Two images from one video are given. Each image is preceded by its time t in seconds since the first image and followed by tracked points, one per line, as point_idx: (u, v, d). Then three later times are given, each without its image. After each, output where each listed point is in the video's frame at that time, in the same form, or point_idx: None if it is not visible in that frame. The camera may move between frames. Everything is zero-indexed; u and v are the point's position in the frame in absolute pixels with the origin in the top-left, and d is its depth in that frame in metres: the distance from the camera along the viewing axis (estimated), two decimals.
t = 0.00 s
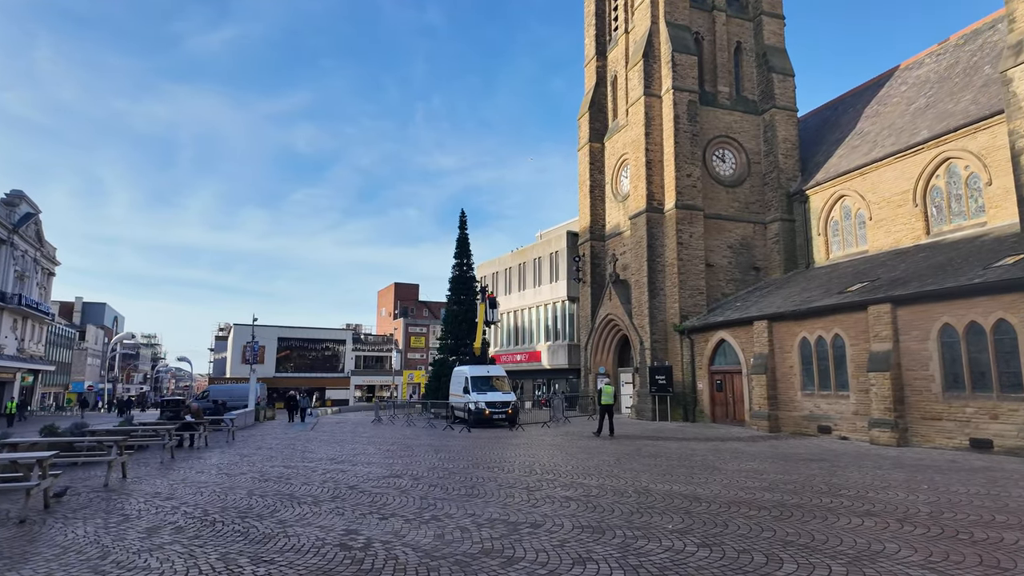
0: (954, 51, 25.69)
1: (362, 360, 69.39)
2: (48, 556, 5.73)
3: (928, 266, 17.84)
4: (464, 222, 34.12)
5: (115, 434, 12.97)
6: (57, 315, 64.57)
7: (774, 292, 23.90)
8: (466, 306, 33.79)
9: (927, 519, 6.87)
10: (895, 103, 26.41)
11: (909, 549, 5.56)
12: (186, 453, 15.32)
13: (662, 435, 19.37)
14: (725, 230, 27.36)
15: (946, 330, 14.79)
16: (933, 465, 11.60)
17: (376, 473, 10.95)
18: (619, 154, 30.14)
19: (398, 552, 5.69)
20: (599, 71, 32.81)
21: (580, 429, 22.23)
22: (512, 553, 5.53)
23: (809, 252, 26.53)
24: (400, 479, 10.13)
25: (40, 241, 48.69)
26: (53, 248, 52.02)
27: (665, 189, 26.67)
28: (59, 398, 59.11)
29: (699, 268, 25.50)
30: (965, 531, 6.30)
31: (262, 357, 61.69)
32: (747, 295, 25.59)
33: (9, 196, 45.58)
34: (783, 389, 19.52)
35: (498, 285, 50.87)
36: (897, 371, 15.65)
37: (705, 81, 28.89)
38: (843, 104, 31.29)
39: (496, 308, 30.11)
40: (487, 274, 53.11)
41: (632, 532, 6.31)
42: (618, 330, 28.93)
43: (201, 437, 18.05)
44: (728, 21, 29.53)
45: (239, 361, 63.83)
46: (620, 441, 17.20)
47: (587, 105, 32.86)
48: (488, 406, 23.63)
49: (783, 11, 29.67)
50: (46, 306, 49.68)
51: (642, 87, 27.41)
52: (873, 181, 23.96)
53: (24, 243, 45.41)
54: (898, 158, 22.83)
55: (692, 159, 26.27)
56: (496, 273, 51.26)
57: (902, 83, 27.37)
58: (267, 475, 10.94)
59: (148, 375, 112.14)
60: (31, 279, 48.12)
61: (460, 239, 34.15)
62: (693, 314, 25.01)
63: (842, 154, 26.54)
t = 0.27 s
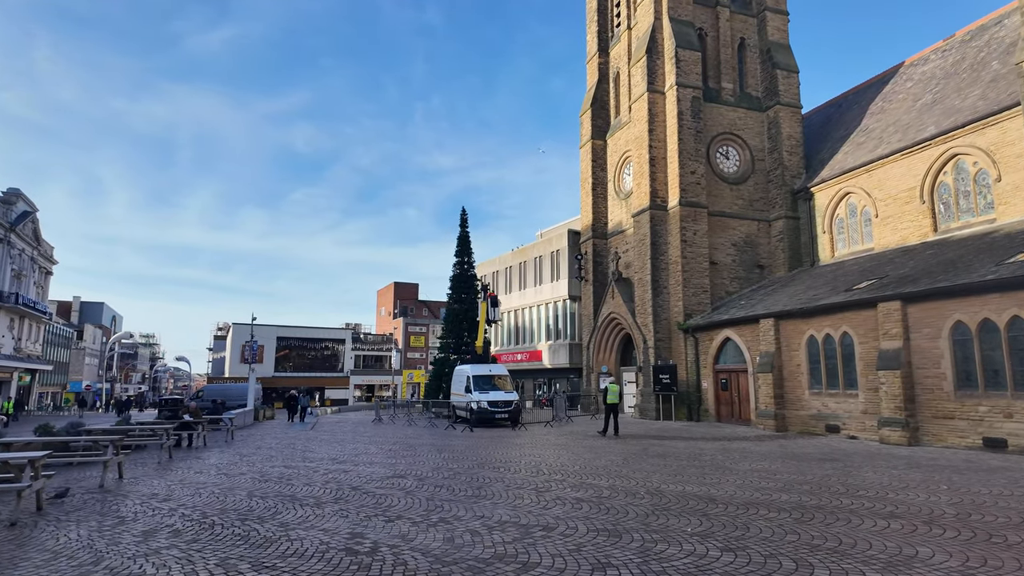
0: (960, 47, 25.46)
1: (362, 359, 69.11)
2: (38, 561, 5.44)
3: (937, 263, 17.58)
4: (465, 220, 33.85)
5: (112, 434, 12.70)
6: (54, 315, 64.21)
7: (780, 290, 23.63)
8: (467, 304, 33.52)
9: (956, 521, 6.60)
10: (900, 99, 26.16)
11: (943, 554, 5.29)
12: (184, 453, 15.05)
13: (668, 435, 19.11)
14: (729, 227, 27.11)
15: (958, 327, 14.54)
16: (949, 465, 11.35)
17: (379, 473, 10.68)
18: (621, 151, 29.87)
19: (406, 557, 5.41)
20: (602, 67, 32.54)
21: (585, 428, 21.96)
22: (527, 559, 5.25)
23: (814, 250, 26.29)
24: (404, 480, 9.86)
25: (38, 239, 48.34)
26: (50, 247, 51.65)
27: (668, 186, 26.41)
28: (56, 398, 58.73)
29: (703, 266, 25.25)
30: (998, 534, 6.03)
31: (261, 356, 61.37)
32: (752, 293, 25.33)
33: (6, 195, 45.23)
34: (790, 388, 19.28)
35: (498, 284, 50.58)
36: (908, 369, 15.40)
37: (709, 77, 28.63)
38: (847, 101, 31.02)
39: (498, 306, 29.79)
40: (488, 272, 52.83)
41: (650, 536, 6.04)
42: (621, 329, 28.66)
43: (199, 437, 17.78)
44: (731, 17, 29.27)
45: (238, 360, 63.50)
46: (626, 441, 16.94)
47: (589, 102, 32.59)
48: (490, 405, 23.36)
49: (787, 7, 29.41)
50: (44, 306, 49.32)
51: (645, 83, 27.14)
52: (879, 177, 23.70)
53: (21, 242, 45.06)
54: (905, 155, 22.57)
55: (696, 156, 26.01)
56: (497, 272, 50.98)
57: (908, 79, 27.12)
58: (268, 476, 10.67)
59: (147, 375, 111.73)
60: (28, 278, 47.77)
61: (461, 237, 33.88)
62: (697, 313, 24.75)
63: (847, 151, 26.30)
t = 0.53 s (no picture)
0: (967, 44, 25.22)
1: (362, 359, 68.84)
2: (31, 571, 5.18)
3: (948, 261, 17.33)
4: (467, 219, 33.58)
5: (110, 436, 12.44)
6: (53, 314, 63.95)
7: (786, 290, 23.38)
8: (469, 304, 33.26)
9: (987, 528, 6.34)
10: (907, 97, 25.91)
11: (982, 565, 5.04)
12: (184, 454, 14.84)
13: (674, 436, 18.83)
14: (734, 226, 26.86)
15: (971, 327, 14.30)
16: (966, 467, 11.10)
17: (384, 476, 10.42)
18: (625, 149, 29.63)
19: (418, 567, 5.15)
20: (605, 65, 32.29)
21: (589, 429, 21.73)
22: (545, 569, 5.01)
23: (820, 249, 26.04)
24: (410, 483, 9.60)
25: (36, 239, 48.04)
26: (49, 246, 51.46)
27: (673, 184, 26.17)
28: (55, 398, 58.46)
29: (708, 265, 25.00)
30: None
31: (260, 356, 61.12)
32: (757, 293, 25.08)
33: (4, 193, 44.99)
34: (798, 388, 19.04)
35: (499, 284, 50.34)
36: (920, 369, 15.16)
37: (713, 75, 28.38)
38: (852, 99, 30.76)
39: (501, 306, 29.53)
40: (489, 272, 52.58)
41: (671, 544, 5.79)
42: (624, 329, 28.41)
43: (199, 438, 17.55)
44: (735, 14, 29.02)
45: (238, 360, 63.24)
46: (632, 442, 16.71)
47: (591, 100, 32.35)
48: (493, 406, 23.10)
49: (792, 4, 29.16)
50: (42, 305, 49.05)
51: (650, 80, 26.89)
52: (886, 175, 23.45)
53: (20, 241, 44.80)
54: (912, 152, 22.33)
55: (701, 154, 25.76)
56: (498, 272, 50.73)
57: (914, 77, 26.87)
58: (270, 479, 10.40)
59: (146, 374, 111.55)
60: (26, 278, 47.47)
61: (463, 236, 33.62)
62: (702, 312, 24.50)
63: (853, 149, 26.05)
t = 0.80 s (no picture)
0: (975, 41, 24.99)
1: (362, 359, 68.58)
2: None
3: (960, 259, 17.10)
4: (470, 217, 33.34)
5: (110, 435, 12.19)
6: (52, 314, 63.65)
7: (792, 288, 23.14)
8: (472, 303, 33.00)
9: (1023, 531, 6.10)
10: (914, 94, 25.69)
11: None
12: (185, 454, 14.60)
13: (681, 436, 18.58)
14: (740, 224, 26.63)
15: (986, 325, 14.07)
16: (985, 467, 10.86)
17: (390, 476, 10.19)
18: (629, 147, 29.41)
19: (434, 572, 4.91)
20: (608, 62, 32.07)
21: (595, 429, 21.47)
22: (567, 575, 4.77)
23: (826, 247, 25.81)
24: (418, 484, 9.35)
25: (36, 238, 47.75)
26: (49, 245, 51.21)
27: (678, 182, 25.94)
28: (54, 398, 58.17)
29: (714, 263, 24.77)
30: None
31: (260, 356, 60.84)
32: (764, 292, 24.83)
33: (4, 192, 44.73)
34: (807, 387, 18.81)
35: (500, 284, 50.11)
36: (932, 368, 14.94)
37: (718, 72, 28.15)
38: (857, 97, 30.52)
39: (504, 305, 29.24)
40: (490, 271, 52.37)
41: (695, 547, 5.55)
42: (628, 328, 28.17)
43: (200, 438, 17.30)
44: (741, 11, 28.80)
45: (238, 360, 62.98)
46: (639, 442, 16.47)
47: (595, 98, 32.12)
48: (497, 405, 22.84)
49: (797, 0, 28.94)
50: (41, 304, 48.78)
51: (654, 77, 26.66)
52: (894, 173, 23.21)
53: (19, 240, 44.56)
54: (921, 150, 22.10)
55: (707, 151, 25.53)
56: (499, 271, 50.50)
57: (921, 74, 26.65)
58: (274, 479, 10.15)
59: (146, 374, 111.30)
60: (26, 277, 47.19)
61: (466, 235, 33.37)
62: (708, 311, 24.27)
63: (859, 147, 25.83)
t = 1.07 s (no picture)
0: (980, 39, 24.83)
1: (361, 360, 68.24)
2: None
3: (969, 259, 16.90)
4: (470, 217, 33.12)
5: (106, 438, 11.94)
6: (49, 314, 63.24)
7: (797, 288, 22.94)
8: (472, 303, 32.76)
9: None
10: (918, 93, 25.52)
11: None
12: (183, 456, 14.35)
13: (685, 438, 18.37)
14: (743, 224, 26.43)
15: (996, 325, 13.88)
16: (1001, 470, 10.65)
17: (394, 480, 9.95)
18: (631, 146, 29.20)
19: None
20: (610, 61, 31.87)
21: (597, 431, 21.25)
22: None
23: (830, 247, 25.63)
24: (423, 488, 9.13)
25: (32, 237, 47.40)
26: (45, 244, 50.86)
27: (681, 181, 25.74)
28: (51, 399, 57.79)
29: (717, 263, 24.57)
30: None
31: (258, 357, 60.51)
32: (767, 292, 24.63)
33: None
34: (813, 388, 18.61)
35: (500, 284, 49.86)
36: (942, 369, 14.74)
37: (721, 70, 27.95)
38: (860, 96, 30.33)
39: (504, 305, 28.99)
40: (490, 272, 52.14)
41: (717, 558, 5.31)
42: (630, 328, 27.95)
43: (198, 440, 17.04)
44: (743, 9, 28.61)
45: (236, 360, 62.65)
46: (644, 444, 16.25)
47: (596, 97, 31.91)
48: (499, 406, 22.60)
49: None
50: (38, 304, 48.43)
51: (657, 75, 26.47)
52: (899, 172, 23.02)
53: (15, 240, 44.24)
54: (926, 149, 21.92)
55: (710, 150, 25.34)
56: (499, 271, 50.26)
57: (925, 73, 26.49)
58: (274, 484, 9.90)
59: (143, 375, 110.83)
60: (22, 277, 46.84)
61: (466, 235, 33.15)
62: (711, 311, 24.06)
63: (863, 146, 25.65)
